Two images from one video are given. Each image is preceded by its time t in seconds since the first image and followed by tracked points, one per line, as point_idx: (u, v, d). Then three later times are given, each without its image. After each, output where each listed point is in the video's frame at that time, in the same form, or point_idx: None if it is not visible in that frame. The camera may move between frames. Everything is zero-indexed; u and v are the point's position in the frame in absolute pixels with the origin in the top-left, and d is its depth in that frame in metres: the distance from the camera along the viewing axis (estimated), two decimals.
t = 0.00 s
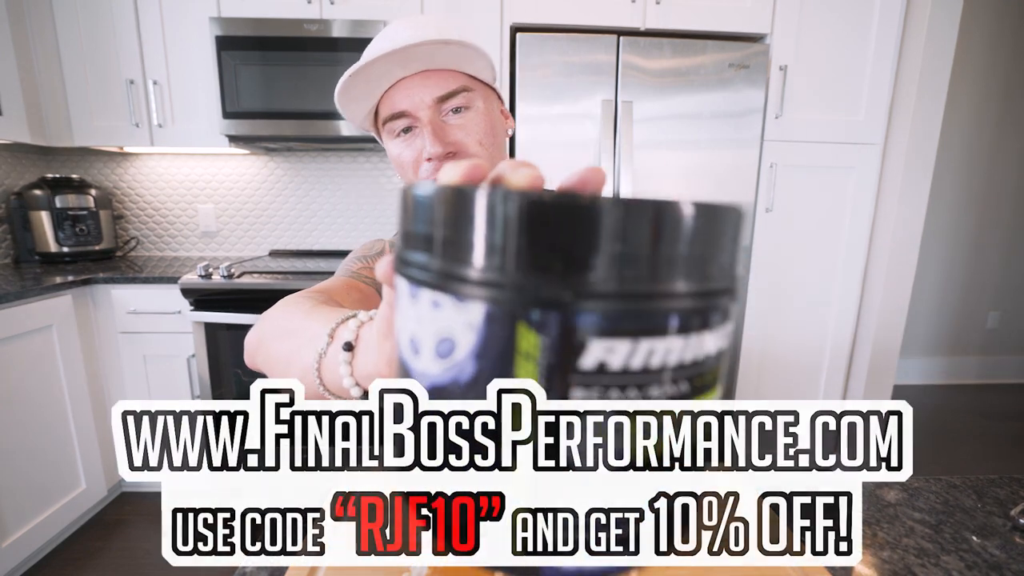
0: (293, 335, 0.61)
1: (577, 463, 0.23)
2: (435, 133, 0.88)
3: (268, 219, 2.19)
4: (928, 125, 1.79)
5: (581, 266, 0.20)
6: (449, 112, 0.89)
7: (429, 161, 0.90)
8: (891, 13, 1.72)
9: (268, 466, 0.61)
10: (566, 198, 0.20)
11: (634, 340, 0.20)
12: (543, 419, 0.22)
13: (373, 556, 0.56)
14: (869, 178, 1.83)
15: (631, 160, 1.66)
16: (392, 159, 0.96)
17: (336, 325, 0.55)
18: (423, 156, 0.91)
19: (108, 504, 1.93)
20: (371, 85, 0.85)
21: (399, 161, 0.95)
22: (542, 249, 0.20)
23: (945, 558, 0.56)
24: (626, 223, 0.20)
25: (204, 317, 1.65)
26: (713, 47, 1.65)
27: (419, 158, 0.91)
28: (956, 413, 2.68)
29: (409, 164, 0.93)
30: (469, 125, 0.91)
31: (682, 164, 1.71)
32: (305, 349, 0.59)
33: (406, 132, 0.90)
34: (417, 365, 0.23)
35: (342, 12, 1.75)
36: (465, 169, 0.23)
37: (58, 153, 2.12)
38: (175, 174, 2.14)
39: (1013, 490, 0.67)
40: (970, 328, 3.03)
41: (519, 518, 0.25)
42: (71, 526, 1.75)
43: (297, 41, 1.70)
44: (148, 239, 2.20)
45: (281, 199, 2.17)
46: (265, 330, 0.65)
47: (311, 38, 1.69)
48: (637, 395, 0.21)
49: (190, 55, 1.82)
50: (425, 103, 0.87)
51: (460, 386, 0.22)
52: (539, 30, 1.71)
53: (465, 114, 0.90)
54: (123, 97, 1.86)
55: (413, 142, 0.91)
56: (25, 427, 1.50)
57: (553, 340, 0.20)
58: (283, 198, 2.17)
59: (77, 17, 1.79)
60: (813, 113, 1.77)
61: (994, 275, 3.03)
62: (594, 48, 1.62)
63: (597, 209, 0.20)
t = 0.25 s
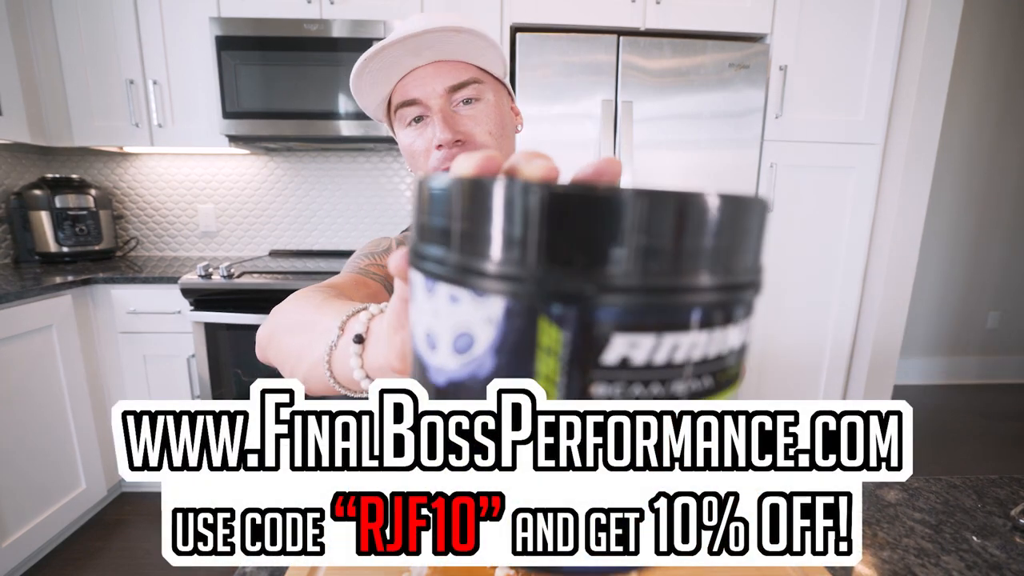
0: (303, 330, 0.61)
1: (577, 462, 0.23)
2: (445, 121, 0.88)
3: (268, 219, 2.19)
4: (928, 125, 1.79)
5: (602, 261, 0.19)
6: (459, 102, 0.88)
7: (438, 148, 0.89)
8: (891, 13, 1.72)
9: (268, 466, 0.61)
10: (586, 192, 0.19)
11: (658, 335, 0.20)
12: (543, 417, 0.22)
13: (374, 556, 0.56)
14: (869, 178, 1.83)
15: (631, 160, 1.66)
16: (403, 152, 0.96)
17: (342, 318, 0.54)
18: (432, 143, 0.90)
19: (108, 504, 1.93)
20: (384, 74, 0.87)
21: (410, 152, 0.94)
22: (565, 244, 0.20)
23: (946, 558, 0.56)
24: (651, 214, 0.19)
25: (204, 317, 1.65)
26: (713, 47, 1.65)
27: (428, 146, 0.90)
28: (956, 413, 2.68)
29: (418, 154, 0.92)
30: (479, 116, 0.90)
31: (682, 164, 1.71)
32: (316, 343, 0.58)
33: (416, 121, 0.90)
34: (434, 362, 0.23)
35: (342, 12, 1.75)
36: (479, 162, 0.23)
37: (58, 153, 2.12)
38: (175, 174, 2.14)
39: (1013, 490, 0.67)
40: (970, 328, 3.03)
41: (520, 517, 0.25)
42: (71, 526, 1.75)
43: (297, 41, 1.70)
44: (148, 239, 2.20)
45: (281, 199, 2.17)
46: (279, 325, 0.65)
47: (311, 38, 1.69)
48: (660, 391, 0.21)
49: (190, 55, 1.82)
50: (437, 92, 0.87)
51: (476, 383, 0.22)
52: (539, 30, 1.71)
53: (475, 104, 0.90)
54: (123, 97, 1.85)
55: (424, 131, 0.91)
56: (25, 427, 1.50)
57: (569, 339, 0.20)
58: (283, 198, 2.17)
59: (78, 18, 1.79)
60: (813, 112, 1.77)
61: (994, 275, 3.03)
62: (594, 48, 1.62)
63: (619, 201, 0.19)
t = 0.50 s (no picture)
0: (303, 326, 0.61)
1: (577, 462, 0.23)
2: (439, 123, 0.87)
3: (268, 219, 2.19)
4: (928, 125, 1.79)
5: (592, 236, 0.19)
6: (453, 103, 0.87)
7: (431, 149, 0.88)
8: (891, 13, 1.72)
9: (268, 466, 0.62)
10: (574, 173, 0.19)
11: (644, 305, 0.19)
12: (543, 417, 0.22)
13: (374, 556, 0.56)
14: (869, 178, 1.83)
15: (631, 160, 1.66)
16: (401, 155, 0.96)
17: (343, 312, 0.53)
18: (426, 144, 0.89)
19: (108, 505, 1.93)
20: (382, 76, 0.87)
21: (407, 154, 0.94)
22: (556, 220, 0.19)
23: (946, 558, 0.56)
24: (637, 195, 0.19)
25: (204, 317, 1.65)
26: (713, 47, 1.65)
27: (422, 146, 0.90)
28: (956, 413, 2.68)
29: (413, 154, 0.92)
30: (473, 118, 0.89)
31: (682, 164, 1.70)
32: (316, 338, 0.57)
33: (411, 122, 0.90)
34: (435, 337, 0.22)
35: (342, 12, 1.75)
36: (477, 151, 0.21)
37: (58, 153, 2.13)
38: (175, 174, 2.14)
39: (1013, 490, 0.67)
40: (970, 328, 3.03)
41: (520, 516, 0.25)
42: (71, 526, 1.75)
43: (297, 41, 1.70)
44: (148, 239, 2.20)
45: (281, 199, 2.17)
46: (277, 321, 0.64)
47: (311, 38, 1.69)
48: (647, 359, 0.20)
49: (190, 55, 1.82)
50: (431, 94, 0.87)
51: (477, 357, 0.21)
52: (538, 30, 1.71)
53: (470, 105, 0.88)
54: (123, 97, 1.85)
55: (419, 134, 0.90)
56: (25, 427, 1.50)
57: (564, 312, 0.19)
58: (283, 198, 2.17)
59: (78, 18, 1.79)
60: (813, 112, 1.77)
61: (994, 275, 3.03)
62: (594, 48, 1.62)
63: (607, 181, 0.19)
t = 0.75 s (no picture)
0: (318, 311, 0.55)
1: (576, 462, 0.23)
2: (479, 117, 0.87)
3: (268, 219, 2.19)
4: (928, 125, 1.79)
5: (605, 225, 0.19)
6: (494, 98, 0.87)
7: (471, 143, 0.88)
8: (891, 13, 1.72)
9: (268, 466, 0.64)
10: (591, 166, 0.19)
11: (649, 292, 0.19)
12: (543, 418, 0.22)
13: (374, 556, 0.55)
14: (869, 178, 1.83)
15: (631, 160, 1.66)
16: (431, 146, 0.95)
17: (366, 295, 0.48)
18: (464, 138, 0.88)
19: (108, 504, 1.93)
20: (420, 68, 0.85)
21: (439, 146, 0.92)
22: (572, 211, 0.19)
23: (946, 558, 0.55)
24: (647, 191, 0.19)
25: (204, 317, 1.65)
26: (713, 47, 1.65)
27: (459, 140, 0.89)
28: (956, 413, 2.68)
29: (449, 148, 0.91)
30: (510, 115, 0.89)
31: (683, 163, 1.70)
32: (334, 323, 0.52)
33: (449, 115, 0.89)
34: (457, 316, 0.21)
35: (342, 12, 1.75)
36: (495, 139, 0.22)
37: (58, 153, 2.13)
38: (175, 174, 2.14)
39: (1013, 491, 0.67)
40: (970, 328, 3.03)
41: (520, 518, 0.25)
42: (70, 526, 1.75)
43: (297, 41, 1.70)
44: (148, 239, 2.20)
45: (282, 199, 2.17)
46: (285, 309, 0.59)
47: (311, 38, 1.69)
48: (651, 342, 0.20)
49: (190, 54, 1.82)
50: (473, 88, 0.86)
51: (494, 336, 0.20)
52: (538, 29, 1.70)
53: (508, 103, 0.89)
54: (123, 97, 1.85)
55: (455, 126, 0.89)
56: (25, 427, 1.50)
57: (582, 293, 0.19)
58: (283, 198, 2.18)
59: (78, 18, 1.79)
60: (813, 112, 1.77)
61: (994, 274, 3.03)
62: (594, 48, 1.62)
63: (620, 175, 0.19)
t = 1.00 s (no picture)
0: (361, 304, 0.63)
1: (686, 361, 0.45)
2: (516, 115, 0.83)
3: (267, 219, 2.19)
4: (927, 125, 1.79)
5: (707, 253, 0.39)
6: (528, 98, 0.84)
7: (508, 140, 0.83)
8: (891, 13, 1.72)
9: (267, 466, 0.67)
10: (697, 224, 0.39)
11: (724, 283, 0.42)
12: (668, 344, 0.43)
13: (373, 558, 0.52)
14: (869, 178, 1.83)
15: (631, 160, 1.66)
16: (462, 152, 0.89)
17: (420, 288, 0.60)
18: (500, 135, 0.83)
19: (108, 504, 1.93)
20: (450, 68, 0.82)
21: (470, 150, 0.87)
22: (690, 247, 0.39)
23: (946, 557, 0.51)
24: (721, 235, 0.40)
25: (204, 317, 1.65)
26: (713, 47, 1.65)
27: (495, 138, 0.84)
28: (956, 413, 2.68)
29: (483, 148, 0.85)
30: (543, 115, 0.86)
31: (683, 163, 1.70)
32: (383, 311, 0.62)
33: (481, 115, 0.84)
34: (635, 301, 0.42)
35: (342, 12, 1.74)
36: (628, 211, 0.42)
37: (58, 153, 2.12)
38: (175, 174, 2.14)
39: (1012, 491, 0.66)
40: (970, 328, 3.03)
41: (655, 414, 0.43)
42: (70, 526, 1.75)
43: (296, 41, 1.70)
44: (148, 239, 2.20)
45: (282, 199, 2.17)
46: (307, 314, 0.65)
47: (311, 38, 1.69)
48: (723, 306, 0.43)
49: (190, 54, 1.82)
50: (508, 89, 0.83)
51: (657, 310, 0.41)
52: (538, 29, 1.70)
53: (541, 103, 0.85)
54: (123, 97, 1.85)
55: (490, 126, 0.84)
56: (25, 427, 1.50)
57: (701, 284, 0.40)
58: (283, 199, 2.18)
59: (77, 18, 1.79)
60: (813, 112, 1.77)
61: (994, 274, 3.03)
62: (594, 48, 1.62)
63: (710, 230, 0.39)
